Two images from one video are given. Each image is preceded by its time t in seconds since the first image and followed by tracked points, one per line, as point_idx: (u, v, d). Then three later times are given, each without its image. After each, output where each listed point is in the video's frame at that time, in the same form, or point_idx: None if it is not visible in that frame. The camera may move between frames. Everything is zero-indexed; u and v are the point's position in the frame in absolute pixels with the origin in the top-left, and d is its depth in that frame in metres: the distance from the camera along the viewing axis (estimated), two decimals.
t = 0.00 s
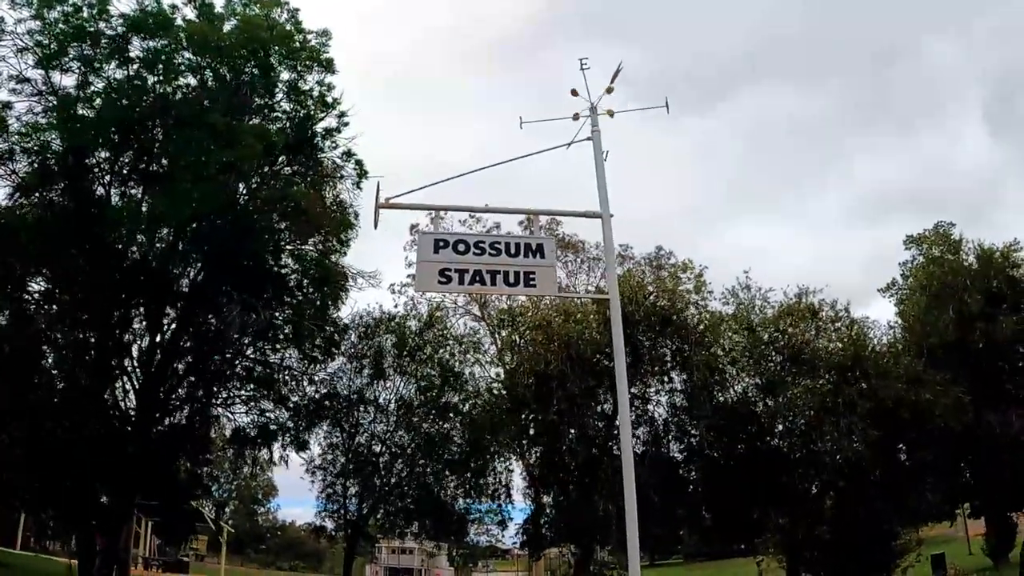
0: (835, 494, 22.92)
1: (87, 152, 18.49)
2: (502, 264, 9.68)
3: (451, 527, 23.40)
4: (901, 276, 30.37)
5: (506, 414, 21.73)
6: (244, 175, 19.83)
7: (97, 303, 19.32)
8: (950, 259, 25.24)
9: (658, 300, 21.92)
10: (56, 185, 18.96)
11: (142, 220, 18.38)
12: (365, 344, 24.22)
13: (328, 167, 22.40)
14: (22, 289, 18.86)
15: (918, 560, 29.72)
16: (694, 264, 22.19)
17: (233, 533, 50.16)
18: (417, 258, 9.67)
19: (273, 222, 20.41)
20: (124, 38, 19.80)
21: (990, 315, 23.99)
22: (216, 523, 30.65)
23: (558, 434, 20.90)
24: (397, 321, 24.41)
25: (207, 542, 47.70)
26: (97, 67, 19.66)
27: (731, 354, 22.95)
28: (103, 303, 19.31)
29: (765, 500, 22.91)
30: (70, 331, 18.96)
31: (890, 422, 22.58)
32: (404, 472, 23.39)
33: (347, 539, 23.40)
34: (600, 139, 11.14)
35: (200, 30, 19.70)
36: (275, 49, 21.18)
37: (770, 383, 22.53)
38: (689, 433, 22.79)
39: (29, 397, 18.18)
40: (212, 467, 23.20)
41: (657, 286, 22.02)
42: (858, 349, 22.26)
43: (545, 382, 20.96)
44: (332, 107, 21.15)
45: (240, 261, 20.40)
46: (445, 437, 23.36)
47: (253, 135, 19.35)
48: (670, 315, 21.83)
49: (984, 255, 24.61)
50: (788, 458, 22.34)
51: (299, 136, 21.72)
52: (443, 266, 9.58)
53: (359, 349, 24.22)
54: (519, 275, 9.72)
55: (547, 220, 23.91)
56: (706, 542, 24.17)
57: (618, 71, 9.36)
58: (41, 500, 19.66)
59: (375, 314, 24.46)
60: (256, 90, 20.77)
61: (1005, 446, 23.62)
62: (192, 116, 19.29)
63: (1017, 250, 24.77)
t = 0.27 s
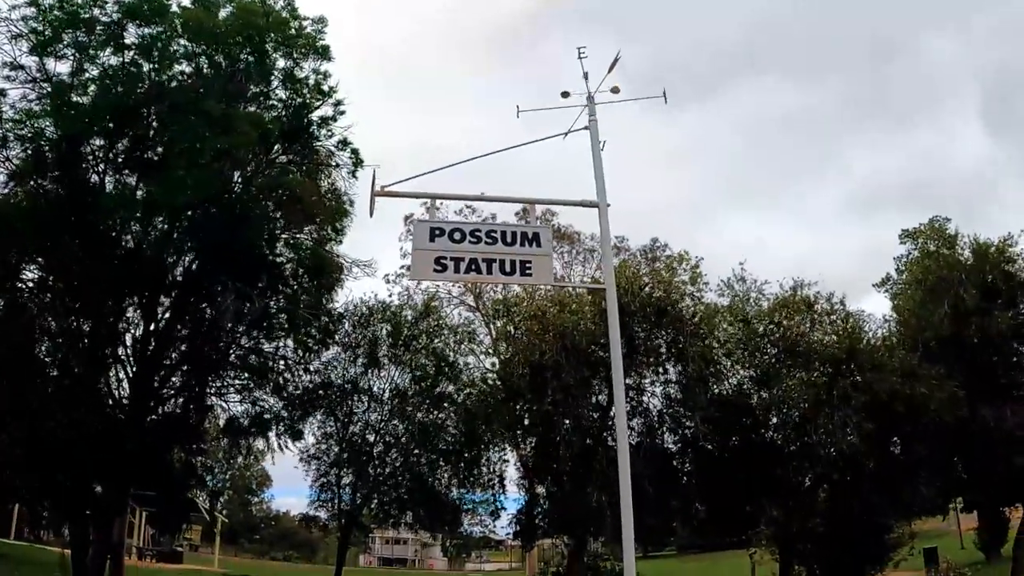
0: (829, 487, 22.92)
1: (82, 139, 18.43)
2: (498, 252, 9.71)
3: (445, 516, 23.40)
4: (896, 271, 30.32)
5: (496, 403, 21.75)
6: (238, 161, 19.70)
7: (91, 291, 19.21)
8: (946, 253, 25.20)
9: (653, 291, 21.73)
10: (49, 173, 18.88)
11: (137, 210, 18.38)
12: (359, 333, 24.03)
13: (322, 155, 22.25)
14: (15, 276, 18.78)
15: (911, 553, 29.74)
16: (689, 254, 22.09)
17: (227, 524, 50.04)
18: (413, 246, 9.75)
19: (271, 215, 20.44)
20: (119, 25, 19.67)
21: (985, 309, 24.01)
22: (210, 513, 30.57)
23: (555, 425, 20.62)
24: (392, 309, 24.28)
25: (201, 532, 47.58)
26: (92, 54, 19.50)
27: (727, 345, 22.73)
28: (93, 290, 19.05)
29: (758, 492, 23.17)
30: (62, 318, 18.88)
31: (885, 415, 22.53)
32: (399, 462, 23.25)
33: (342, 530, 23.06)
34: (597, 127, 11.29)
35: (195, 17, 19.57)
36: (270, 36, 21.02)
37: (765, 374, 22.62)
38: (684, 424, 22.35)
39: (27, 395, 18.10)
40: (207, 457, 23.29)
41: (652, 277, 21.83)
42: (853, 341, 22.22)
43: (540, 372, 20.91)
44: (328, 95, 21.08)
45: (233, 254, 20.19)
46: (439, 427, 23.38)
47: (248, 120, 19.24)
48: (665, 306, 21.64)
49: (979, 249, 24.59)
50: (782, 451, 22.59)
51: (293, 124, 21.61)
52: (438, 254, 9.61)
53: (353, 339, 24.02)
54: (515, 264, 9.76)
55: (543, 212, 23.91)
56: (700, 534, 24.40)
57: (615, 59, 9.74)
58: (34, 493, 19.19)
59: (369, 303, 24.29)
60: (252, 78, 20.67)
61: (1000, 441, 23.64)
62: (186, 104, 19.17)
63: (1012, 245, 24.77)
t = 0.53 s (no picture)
0: (820, 475, 22.97)
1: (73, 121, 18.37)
2: (491, 236, 10.41)
3: (436, 501, 23.45)
4: (889, 261, 30.34)
5: (486, 390, 21.73)
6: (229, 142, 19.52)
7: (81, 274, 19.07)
8: (939, 243, 25.18)
9: (646, 277, 21.58)
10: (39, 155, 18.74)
11: (127, 192, 18.48)
12: (350, 318, 23.82)
13: (315, 138, 22.12)
14: (5, 259, 18.58)
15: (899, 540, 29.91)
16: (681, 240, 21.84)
17: (218, 509, 49.94)
18: (406, 228, 10.36)
19: (259, 192, 20.11)
20: (110, 5, 19.46)
21: (977, 299, 24.07)
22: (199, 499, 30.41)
23: (544, 411, 20.67)
24: (384, 293, 24.06)
25: (191, 518, 47.47)
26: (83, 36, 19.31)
27: (718, 333, 22.80)
28: (81, 271, 18.99)
29: (748, 478, 23.33)
30: (51, 300, 18.67)
31: (876, 402, 22.59)
32: (389, 447, 23.32)
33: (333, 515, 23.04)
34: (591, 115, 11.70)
35: None
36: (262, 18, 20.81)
37: (756, 362, 22.65)
38: (675, 411, 22.17)
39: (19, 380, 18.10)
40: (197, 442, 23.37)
41: (644, 264, 21.69)
42: (845, 329, 22.28)
43: (531, 357, 20.75)
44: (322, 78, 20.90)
45: (224, 239, 20.08)
46: (431, 411, 23.28)
47: (240, 102, 19.11)
48: (657, 292, 21.51)
49: (972, 240, 24.61)
50: (773, 438, 22.48)
51: (286, 107, 21.46)
52: (431, 237, 10.27)
53: (345, 323, 23.84)
54: (508, 247, 10.45)
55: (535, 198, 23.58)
56: (690, 521, 24.46)
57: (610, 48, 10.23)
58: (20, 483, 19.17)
59: (360, 286, 24.01)
60: (245, 61, 20.56)
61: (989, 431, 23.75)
62: (178, 86, 19.02)
63: (1005, 236, 24.81)
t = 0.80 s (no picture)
0: (806, 452, 23.14)
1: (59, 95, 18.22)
2: (480, 207, 10.34)
3: (423, 478, 23.22)
4: (878, 241, 30.36)
5: (472, 365, 21.40)
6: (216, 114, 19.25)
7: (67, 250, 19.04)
8: (929, 223, 25.18)
9: (635, 253, 21.49)
10: (23, 130, 18.58)
11: (113, 166, 18.26)
12: (339, 292, 23.71)
13: (302, 112, 21.89)
14: None
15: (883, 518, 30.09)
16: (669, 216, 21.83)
17: (207, 486, 49.82)
18: (395, 199, 10.35)
19: (244, 164, 19.97)
20: None
21: (965, 280, 24.14)
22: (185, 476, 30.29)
23: (530, 386, 20.68)
24: (371, 267, 23.91)
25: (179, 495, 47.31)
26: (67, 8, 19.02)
27: (704, 309, 22.60)
28: (66, 245, 18.94)
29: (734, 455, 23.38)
30: (35, 275, 18.65)
31: (864, 380, 22.67)
32: (376, 422, 23.42)
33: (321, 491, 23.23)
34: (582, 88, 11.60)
35: None
36: None
37: (743, 339, 22.31)
38: (663, 386, 22.44)
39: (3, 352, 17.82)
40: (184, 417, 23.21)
41: (632, 240, 21.58)
42: (832, 307, 22.42)
43: (518, 332, 20.70)
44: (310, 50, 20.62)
45: (211, 210, 19.77)
46: (417, 385, 23.35)
47: (227, 75, 18.92)
48: (645, 268, 21.43)
49: (961, 221, 24.62)
50: (760, 416, 22.22)
51: (273, 80, 21.20)
52: (418, 209, 10.26)
53: (333, 297, 23.75)
54: (497, 219, 10.41)
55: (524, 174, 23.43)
56: (675, 497, 24.54)
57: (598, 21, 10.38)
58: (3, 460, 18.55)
59: (348, 260, 23.86)
60: (231, 32, 20.22)
61: (975, 411, 23.92)
62: (163, 57, 18.75)
63: (994, 218, 24.84)
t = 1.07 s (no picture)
0: (782, 434, 23.28)
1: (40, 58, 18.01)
2: (462, 176, 10.32)
3: (400, 452, 23.26)
4: (860, 226, 30.43)
5: (452, 337, 20.91)
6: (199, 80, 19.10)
7: (43, 216, 18.43)
8: (911, 209, 25.25)
9: (618, 229, 21.41)
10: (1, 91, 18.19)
11: (92, 129, 18.11)
12: (319, 262, 23.51)
13: (286, 79, 21.60)
14: None
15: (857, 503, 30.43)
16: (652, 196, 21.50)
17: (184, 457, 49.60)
18: (375, 166, 10.25)
19: (224, 131, 19.50)
20: None
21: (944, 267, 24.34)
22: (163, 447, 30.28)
23: (509, 361, 20.54)
24: (352, 236, 23.73)
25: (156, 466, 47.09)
26: None
27: (687, 288, 22.62)
28: (43, 211, 18.31)
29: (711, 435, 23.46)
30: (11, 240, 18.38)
31: (842, 363, 22.77)
32: (353, 393, 22.99)
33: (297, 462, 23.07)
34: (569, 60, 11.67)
35: None
36: None
37: (723, 320, 22.32)
38: (641, 363, 22.28)
39: None
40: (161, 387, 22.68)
41: (615, 215, 21.53)
42: (813, 289, 22.48)
43: (498, 306, 20.64)
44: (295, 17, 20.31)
45: (192, 176, 19.54)
46: (393, 356, 22.89)
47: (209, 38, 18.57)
48: (626, 245, 21.36)
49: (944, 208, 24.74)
50: (736, 396, 22.58)
51: (257, 45, 20.88)
52: (400, 175, 10.18)
53: (313, 267, 23.53)
54: (479, 188, 10.40)
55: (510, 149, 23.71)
56: (651, 476, 24.66)
57: None
58: None
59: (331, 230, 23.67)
60: None
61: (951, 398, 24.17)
62: (144, 19, 18.35)
63: (976, 207, 25.03)
